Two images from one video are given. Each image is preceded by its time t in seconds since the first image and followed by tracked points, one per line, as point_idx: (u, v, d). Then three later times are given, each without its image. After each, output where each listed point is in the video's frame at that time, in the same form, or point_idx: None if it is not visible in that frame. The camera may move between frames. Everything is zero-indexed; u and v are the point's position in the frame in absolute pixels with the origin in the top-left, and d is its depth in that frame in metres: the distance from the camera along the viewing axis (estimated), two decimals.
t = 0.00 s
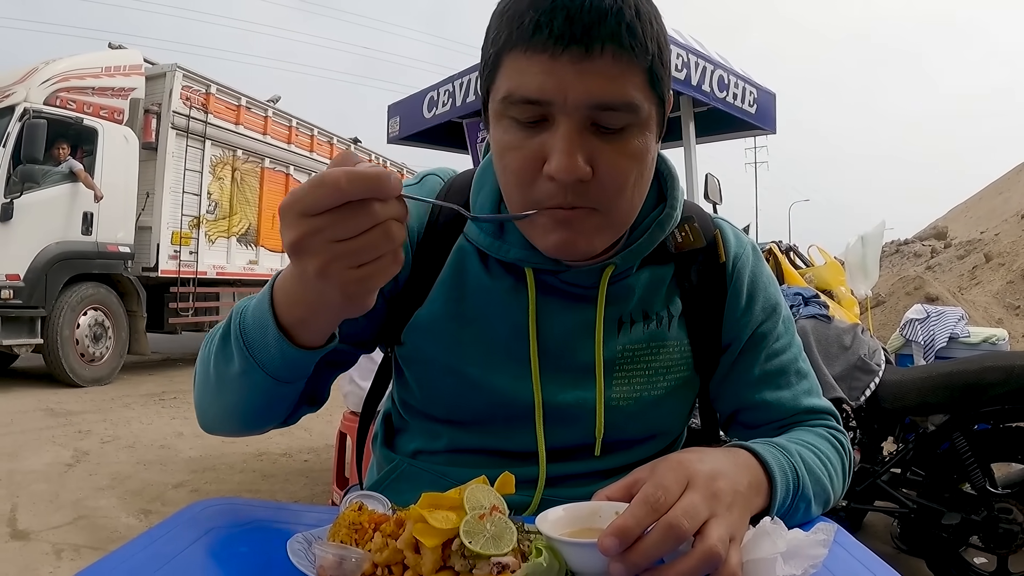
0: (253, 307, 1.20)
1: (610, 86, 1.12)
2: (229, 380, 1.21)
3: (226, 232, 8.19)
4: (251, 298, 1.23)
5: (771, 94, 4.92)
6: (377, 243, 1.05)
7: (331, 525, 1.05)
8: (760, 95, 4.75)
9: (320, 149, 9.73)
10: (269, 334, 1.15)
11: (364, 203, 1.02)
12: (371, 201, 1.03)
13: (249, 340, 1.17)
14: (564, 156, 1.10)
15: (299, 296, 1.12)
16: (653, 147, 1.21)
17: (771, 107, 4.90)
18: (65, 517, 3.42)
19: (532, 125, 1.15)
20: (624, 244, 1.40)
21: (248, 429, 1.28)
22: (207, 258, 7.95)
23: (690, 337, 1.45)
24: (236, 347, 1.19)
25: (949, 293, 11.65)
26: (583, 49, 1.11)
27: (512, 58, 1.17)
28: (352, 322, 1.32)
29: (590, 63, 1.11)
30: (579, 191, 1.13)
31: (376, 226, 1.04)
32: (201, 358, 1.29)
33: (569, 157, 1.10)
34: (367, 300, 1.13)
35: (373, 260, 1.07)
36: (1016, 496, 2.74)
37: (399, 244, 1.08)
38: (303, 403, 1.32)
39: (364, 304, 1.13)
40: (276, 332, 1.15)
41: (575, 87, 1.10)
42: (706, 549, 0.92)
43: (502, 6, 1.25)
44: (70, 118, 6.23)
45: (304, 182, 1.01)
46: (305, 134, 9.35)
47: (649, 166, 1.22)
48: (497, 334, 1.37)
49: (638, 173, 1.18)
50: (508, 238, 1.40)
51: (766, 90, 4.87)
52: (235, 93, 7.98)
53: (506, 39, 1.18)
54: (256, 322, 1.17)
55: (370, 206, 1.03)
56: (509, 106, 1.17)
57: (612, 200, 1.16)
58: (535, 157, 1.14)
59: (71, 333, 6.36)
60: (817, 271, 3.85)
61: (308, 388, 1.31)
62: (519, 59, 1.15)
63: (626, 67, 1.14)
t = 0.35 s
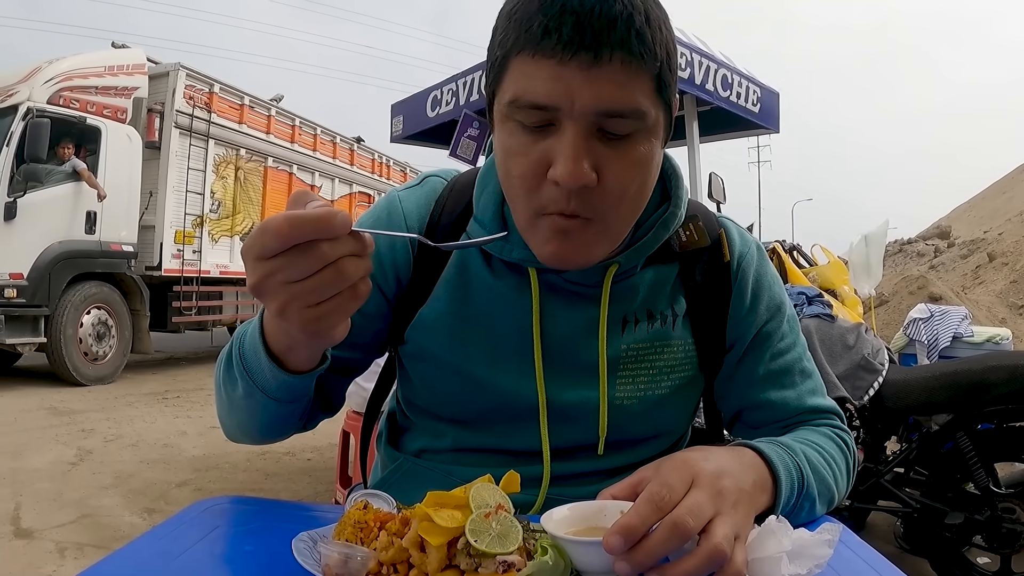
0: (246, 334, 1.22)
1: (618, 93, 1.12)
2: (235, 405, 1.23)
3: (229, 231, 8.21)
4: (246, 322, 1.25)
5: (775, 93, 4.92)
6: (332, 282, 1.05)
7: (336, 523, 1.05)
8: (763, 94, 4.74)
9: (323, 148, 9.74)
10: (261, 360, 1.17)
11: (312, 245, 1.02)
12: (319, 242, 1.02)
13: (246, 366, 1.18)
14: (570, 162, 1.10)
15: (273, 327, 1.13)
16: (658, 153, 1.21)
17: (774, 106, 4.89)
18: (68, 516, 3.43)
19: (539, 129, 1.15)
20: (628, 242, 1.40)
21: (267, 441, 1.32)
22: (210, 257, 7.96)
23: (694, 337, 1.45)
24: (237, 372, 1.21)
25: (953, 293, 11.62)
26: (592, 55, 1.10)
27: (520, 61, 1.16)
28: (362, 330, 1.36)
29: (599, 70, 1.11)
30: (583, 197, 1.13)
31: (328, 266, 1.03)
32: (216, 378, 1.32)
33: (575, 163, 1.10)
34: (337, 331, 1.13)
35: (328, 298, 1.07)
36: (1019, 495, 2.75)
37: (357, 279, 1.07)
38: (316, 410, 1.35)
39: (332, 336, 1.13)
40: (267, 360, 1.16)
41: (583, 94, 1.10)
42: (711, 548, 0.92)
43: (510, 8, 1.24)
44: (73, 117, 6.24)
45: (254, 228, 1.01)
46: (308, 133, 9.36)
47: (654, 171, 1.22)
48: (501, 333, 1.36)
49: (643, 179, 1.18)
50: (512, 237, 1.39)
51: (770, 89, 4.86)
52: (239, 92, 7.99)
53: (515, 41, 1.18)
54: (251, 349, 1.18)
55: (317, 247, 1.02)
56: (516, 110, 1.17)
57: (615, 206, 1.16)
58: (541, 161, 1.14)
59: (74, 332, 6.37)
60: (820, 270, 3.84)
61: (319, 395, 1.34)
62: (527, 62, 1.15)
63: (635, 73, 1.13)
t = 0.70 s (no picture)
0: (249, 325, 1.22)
1: (621, 86, 1.11)
2: (238, 396, 1.23)
3: (229, 224, 8.20)
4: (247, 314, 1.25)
5: (775, 86, 4.90)
6: (335, 273, 1.05)
7: (337, 511, 1.06)
8: (764, 87, 4.73)
9: (323, 141, 9.72)
10: (264, 352, 1.16)
11: (314, 236, 1.01)
12: (320, 233, 1.01)
13: (249, 358, 1.18)
14: (572, 155, 1.10)
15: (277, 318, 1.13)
16: (660, 147, 1.21)
17: (775, 100, 4.88)
18: (69, 508, 3.44)
19: (541, 122, 1.15)
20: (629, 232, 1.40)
21: (269, 433, 1.32)
22: (210, 250, 7.95)
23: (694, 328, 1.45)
24: (239, 364, 1.21)
25: (953, 287, 11.63)
26: (596, 49, 1.10)
27: (523, 53, 1.16)
28: (364, 320, 1.36)
29: (603, 63, 1.10)
30: (586, 189, 1.13)
31: (329, 257, 1.03)
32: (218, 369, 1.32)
33: (577, 156, 1.10)
34: (338, 322, 1.13)
35: (331, 290, 1.07)
36: (1018, 489, 2.75)
37: (359, 271, 1.07)
38: (318, 400, 1.35)
39: (334, 327, 1.13)
40: (269, 351, 1.16)
41: (586, 87, 1.10)
42: (711, 535, 0.92)
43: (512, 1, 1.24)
44: (73, 110, 6.23)
45: (256, 218, 1.00)
46: (308, 126, 9.34)
47: (655, 164, 1.22)
48: (502, 323, 1.36)
49: (646, 171, 1.17)
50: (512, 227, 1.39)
51: (770, 82, 4.84)
52: (238, 85, 7.96)
53: (517, 33, 1.17)
54: (254, 340, 1.18)
55: (318, 239, 1.01)
56: (518, 102, 1.16)
57: (617, 198, 1.16)
58: (543, 153, 1.13)
59: (74, 325, 6.37)
60: (821, 264, 3.85)
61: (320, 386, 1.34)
62: (530, 55, 1.14)
63: (638, 67, 1.13)
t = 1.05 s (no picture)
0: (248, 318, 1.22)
1: (621, 77, 1.11)
2: (237, 389, 1.23)
3: (226, 218, 8.18)
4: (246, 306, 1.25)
5: (774, 79, 4.89)
6: (334, 265, 1.04)
7: (334, 503, 1.05)
8: (762, 80, 4.72)
9: (321, 135, 9.69)
10: (263, 345, 1.16)
11: (312, 229, 1.01)
12: (318, 226, 1.01)
13: (247, 350, 1.18)
14: (571, 144, 1.09)
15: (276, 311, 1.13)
16: (658, 139, 1.21)
17: (773, 93, 4.87)
18: (68, 502, 3.44)
19: (540, 112, 1.14)
20: (626, 223, 1.40)
21: (269, 425, 1.32)
22: (208, 244, 7.94)
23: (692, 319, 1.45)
24: (238, 356, 1.21)
25: (950, 281, 11.64)
26: (596, 39, 1.09)
27: (523, 43, 1.15)
28: (363, 312, 1.36)
29: (602, 53, 1.10)
30: (584, 179, 1.12)
31: (327, 250, 1.03)
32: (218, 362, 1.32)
33: (576, 145, 1.09)
34: (337, 315, 1.13)
35: (329, 282, 1.06)
36: (1015, 482, 2.76)
37: (358, 263, 1.06)
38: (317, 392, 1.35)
39: (332, 320, 1.13)
40: (268, 344, 1.16)
41: (585, 77, 1.09)
42: (708, 525, 0.92)
43: None
44: (70, 104, 6.20)
45: (254, 212, 1.00)
46: (305, 119, 9.31)
47: (653, 156, 1.21)
48: (499, 314, 1.36)
49: (645, 162, 1.17)
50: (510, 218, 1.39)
51: (769, 75, 4.83)
52: (236, 78, 7.93)
53: (517, 24, 1.17)
54: (252, 333, 1.18)
55: (316, 231, 1.01)
56: (517, 92, 1.16)
57: (615, 189, 1.15)
58: (541, 143, 1.13)
59: (72, 320, 6.36)
60: (818, 257, 3.84)
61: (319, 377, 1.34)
62: (529, 45, 1.14)
63: (637, 58, 1.12)
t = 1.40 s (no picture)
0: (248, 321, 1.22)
1: (618, 81, 1.11)
2: (237, 392, 1.23)
3: (225, 219, 8.18)
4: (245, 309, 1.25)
5: (772, 79, 4.90)
6: (334, 269, 1.04)
7: (332, 504, 1.06)
8: (760, 81, 4.73)
9: (320, 136, 9.68)
10: (263, 350, 1.17)
11: (312, 234, 1.01)
12: (317, 231, 1.01)
13: (247, 353, 1.19)
14: (569, 145, 1.09)
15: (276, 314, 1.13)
16: (655, 140, 1.21)
17: (771, 93, 4.87)
18: (67, 503, 3.44)
19: (538, 115, 1.15)
20: (623, 225, 1.40)
21: (269, 427, 1.32)
22: (207, 245, 7.93)
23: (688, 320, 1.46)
24: (238, 359, 1.21)
25: (949, 281, 11.64)
26: (592, 44, 1.09)
27: (521, 47, 1.16)
28: (362, 314, 1.36)
29: (599, 58, 1.10)
30: (582, 181, 1.12)
31: (326, 255, 1.03)
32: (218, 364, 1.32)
33: (574, 147, 1.09)
34: (337, 318, 1.13)
35: (328, 286, 1.06)
36: (1014, 482, 2.76)
37: (356, 268, 1.06)
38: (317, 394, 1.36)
39: (332, 323, 1.13)
40: (269, 348, 1.17)
41: (582, 80, 1.10)
42: (704, 525, 0.92)
43: None
44: (69, 106, 6.20)
45: (253, 217, 1.01)
46: (304, 120, 9.31)
47: (650, 156, 1.22)
48: (497, 315, 1.37)
49: (641, 161, 1.18)
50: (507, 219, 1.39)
51: (767, 76, 4.84)
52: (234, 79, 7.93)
53: (515, 28, 1.17)
54: (251, 336, 1.18)
55: (316, 236, 1.01)
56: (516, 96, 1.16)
57: (612, 190, 1.16)
58: (539, 144, 1.13)
59: (71, 321, 6.36)
60: (816, 257, 3.85)
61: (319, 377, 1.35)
62: (527, 50, 1.14)
63: (634, 62, 1.13)
